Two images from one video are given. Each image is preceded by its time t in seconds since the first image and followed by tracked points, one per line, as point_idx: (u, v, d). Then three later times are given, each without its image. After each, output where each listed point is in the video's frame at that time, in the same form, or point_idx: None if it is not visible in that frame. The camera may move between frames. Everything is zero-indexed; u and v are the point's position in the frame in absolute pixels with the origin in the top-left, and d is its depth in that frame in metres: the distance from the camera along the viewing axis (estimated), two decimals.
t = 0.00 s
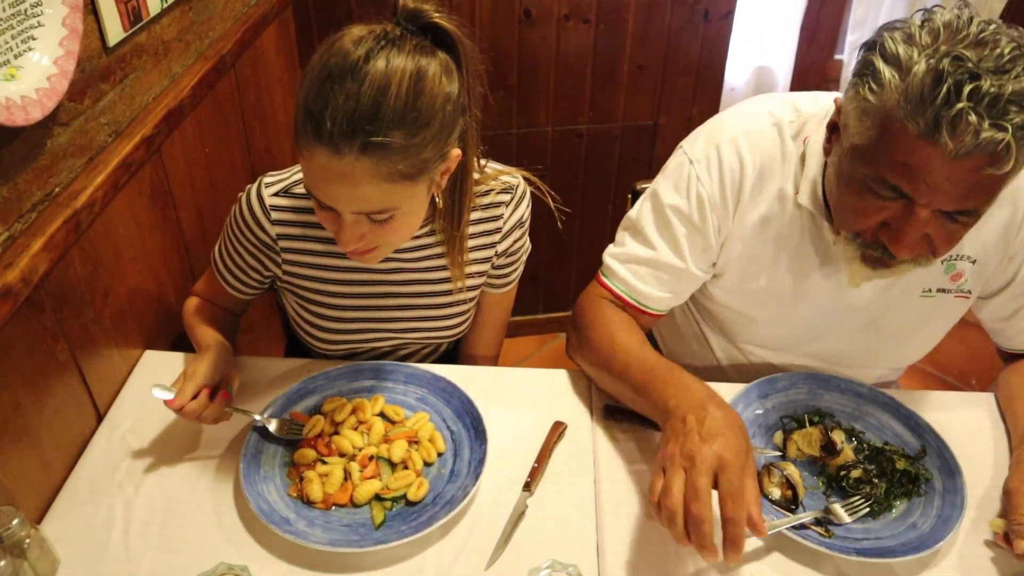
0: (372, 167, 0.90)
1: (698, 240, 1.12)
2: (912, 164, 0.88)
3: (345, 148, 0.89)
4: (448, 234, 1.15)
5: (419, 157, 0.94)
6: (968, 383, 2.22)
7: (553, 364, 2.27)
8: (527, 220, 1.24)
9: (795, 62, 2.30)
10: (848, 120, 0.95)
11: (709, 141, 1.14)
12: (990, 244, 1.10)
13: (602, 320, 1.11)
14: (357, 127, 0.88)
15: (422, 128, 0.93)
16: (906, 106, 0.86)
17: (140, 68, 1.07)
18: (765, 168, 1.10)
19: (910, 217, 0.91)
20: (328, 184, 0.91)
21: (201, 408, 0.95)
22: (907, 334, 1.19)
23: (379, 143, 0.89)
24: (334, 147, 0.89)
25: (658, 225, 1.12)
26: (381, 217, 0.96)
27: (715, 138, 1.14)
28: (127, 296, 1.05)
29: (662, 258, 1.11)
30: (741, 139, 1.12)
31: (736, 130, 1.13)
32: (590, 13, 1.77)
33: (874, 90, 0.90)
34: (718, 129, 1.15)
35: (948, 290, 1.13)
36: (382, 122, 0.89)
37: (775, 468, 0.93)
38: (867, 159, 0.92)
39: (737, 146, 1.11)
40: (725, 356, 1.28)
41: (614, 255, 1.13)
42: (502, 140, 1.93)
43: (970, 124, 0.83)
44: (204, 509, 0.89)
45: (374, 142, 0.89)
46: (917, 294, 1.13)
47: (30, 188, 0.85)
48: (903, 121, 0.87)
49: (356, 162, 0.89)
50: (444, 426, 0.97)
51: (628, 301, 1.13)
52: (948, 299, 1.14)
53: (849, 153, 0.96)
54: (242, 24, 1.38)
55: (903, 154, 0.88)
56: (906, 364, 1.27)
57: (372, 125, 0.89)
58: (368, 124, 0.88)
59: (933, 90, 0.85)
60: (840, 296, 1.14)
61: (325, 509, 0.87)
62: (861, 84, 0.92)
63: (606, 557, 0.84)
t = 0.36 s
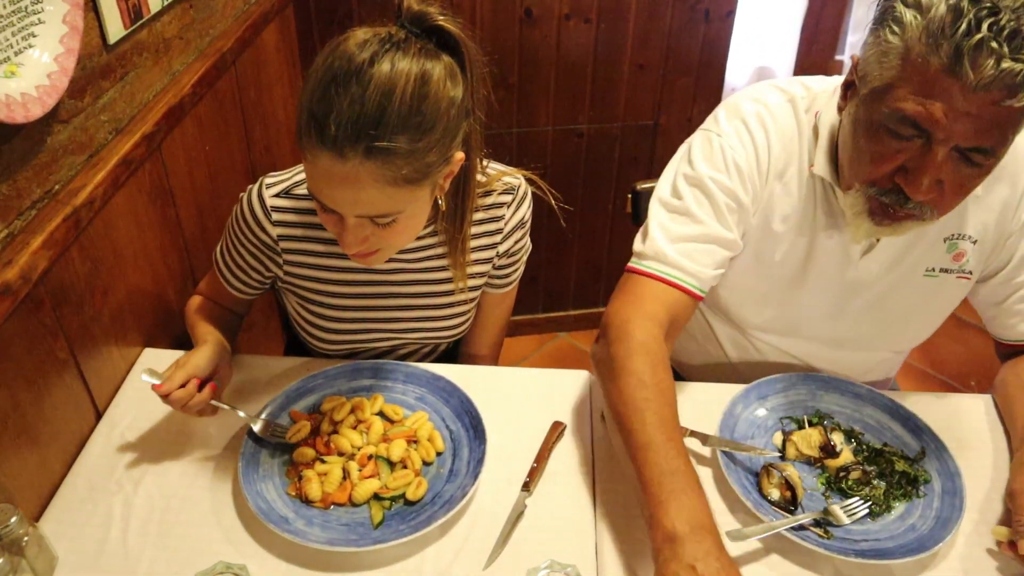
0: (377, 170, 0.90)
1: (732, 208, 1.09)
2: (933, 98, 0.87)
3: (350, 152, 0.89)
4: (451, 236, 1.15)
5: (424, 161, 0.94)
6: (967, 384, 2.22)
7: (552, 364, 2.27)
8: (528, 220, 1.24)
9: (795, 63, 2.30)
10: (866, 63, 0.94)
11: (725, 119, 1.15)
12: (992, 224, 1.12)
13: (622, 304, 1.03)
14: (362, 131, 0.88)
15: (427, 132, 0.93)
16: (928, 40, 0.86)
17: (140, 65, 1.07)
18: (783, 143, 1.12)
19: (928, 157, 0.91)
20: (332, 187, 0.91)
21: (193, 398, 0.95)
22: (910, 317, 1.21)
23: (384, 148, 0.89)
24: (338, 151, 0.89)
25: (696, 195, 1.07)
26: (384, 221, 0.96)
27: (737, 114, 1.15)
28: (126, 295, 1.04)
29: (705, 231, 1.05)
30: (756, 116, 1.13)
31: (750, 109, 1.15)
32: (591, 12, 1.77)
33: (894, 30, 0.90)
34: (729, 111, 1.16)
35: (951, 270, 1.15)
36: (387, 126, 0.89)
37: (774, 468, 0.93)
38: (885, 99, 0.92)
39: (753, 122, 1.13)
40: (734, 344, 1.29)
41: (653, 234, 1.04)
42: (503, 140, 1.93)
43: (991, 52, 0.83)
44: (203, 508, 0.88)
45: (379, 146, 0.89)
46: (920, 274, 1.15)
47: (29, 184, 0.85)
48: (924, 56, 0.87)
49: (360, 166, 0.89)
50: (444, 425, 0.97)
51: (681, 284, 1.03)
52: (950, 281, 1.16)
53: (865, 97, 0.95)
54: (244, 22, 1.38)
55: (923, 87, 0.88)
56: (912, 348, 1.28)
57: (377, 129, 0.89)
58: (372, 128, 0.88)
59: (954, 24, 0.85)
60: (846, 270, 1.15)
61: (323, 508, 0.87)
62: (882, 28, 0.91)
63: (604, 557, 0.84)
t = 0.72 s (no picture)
0: (379, 176, 0.90)
1: (722, 193, 1.16)
2: (934, 54, 0.93)
3: (353, 157, 0.88)
4: (453, 238, 1.15)
5: (426, 166, 0.94)
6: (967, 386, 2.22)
7: (552, 364, 2.27)
8: (530, 222, 1.24)
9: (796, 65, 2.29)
10: (873, 30, 1.01)
11: (733, 101, 1.21)
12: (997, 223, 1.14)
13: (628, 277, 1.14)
14: (364, 136, 0.88)
15: (430, 137, 0.93)
16: (930, 4, 0.93)
17: (142, 65, 1.07)
18: (782, 125, 1.16)
19: (927, 117, 0.96)
20: (334, 191, 0.91)
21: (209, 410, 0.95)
22: (914, 307, 1.23)
23: (386, 153, 0.89)
24: (341, 156, 0.89)
25: (687, 178, 1.18)
26: (386, 226, 0.96)
27: (741, 98, 1.21)
28: (127, 294, 1.05)
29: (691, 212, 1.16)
30: (762, 98, 1.19)
31: (758, 92, 1.20)
32: (592, 13, 1.77)
33: None
34: (738, 94, 1.22)
35: (953, 266, 1.18)
36: (391, 131, 0.89)
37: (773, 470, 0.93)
38: (889, 60, 0.98)
39: (759, 105, 1.18)
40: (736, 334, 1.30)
41: (640, 214, 1.17)
42: (504, 140, 1.93)
43: (988, 13, 0.89)
44: (202, 508, 0.89)
45: (382, 151, 0.89)
46: (923, 267, 1.18)
47: (31, 184, 0.85)
48: (926, 19, 0.93)
49: (362, 172, 0.89)
50: (443, 425, 0.97)
51: (661, 259, 1.15)
52: (952, 277, 1.18)
53: (870, 64, 1.02)
54: (245, 22, 1.38)
55: (924, 46, 0.94)
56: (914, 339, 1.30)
57: (380, 135, 0.88)
58: (376, 133, 0.88)
59: None
60: (847, 251, 1.17)
61: (323, 507, 0.87)
62: None
63: (603, 558, 0.84)
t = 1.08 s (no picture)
0: (380, 178, 0.90)
1: (729, 177, 1.23)
2: (939, 22, 1.00)
3: (354, 159, 0.88)
4: (454, 238, 1.15)
5: (427, 168, 0.94)
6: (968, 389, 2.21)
7: (553, 365, 2.27)
8: (530, 224, 1.24)
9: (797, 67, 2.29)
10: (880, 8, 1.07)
11: (742, 88, 1.28)
12: (1004, 217, 1.17)
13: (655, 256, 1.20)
14: (366, 138, 0.88)
15: (431, 140, 0.93)
16: None
17: (143, 65, 1.07)
18: (789, 111, 1.23)
19: (936, 82, 1.02)
20: (335, 193, 0.91)
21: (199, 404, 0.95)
22: (918, 298, 1.24)
23: (388, 155, 0.89)
24: (342, 157, 0.89)
25: (696, 163, 1.26)
26: (386, 227, 0.96)
27: (749, 84, 1.27)
28: (127, 294, 1.05)
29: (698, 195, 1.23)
30: (769, 86, 1.25)
31: (766, 79, 1.27)
32: (593, 14, 1.77)
33: None
34: (747, 81, 1.28)
35: (958, 257, 1.19)
36: (392, 133, 0.89)
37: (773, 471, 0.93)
38: (897, 32, 1.05)
39: (766, 92, 1.25)
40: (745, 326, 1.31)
41: (653, 204, 1.26)
42: (505, 141, 1.93)
43: None
44: (201, 507, 0.89)
45: (383, 153, 0.89)
46: (928, 256, 1.20)
47: (31, 184, 0.85)
48: None
49: (363, 173, 0.89)
50: (442, 426, 0.97)
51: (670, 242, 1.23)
52: (956, 268, 1.20)
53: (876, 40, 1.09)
54: (246, 22, 1.38)
55: (929, 15, 1.01)
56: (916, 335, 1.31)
57: (382, 137, 0.88)
58: (377, 135, 0.88)
59: None
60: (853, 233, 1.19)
61: (321, 507, 0.87)
62: None
63: (602, 559, 0.84)
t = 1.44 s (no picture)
0: (378, 171, 0.90)
1: (744, 153, 1.27)
2: None
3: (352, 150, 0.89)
4: (457, 241, 1.15)
5: (426, 164, 0.94)
6: (967, 392, 2.21)
7: (551, 367, 2.27)
8: (532, 228, 1.25)
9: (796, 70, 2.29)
10: None
11: (753, 75, 1.33)
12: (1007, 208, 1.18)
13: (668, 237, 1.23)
14: (364, 130, 0.88)
15: (431, 136, 0.93)
16: None
17: (142, 66, 1.07)
18: (799, 92, 1.27)
19: (962, 56, 1.03)
20: (333, 185, 0.91)
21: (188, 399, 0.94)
22: (919, 291, 1.24)
23: (386, 148, 0.89)
24: (341, 148, 0.89)
25: (709, 143, 1.30)
26: (385, 221, 0.96)
27: (760, 71, 1.33)
28: (126, 294, 1.04)
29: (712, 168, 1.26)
30: (780, 70, 1.30)
31: (776, 66, 1.32)
32: (593, 16, 1.77)
33: None
34: (757, 69, 1.34)
35: (962, 244, 1.20)
36: (392, 126, 0.89)
37: (772, 474, 0.93)
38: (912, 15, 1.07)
39: (777, 75, 1.30)
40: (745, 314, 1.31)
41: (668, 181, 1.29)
42: (504, 142, 1.93)
43: None
44: (200, 509, 0.88)
45: (381, 146, 0.89)
46: (934, 241, 1.20)
47: (30, 184, 0.85)
48: None
49: (361, 166, 0.89)
50: (442, 427, 0.97)
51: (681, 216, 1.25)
52: (959, 256, 1.21)
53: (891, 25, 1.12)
54: (245, 22, 1.38)
55: None
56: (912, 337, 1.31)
57: (381, 129, 0.89)
58: (376, 127, 0.88)
59: None
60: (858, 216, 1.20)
61: (320, 509, 0.86)
62: None
63: (602, 561, 0.84)
